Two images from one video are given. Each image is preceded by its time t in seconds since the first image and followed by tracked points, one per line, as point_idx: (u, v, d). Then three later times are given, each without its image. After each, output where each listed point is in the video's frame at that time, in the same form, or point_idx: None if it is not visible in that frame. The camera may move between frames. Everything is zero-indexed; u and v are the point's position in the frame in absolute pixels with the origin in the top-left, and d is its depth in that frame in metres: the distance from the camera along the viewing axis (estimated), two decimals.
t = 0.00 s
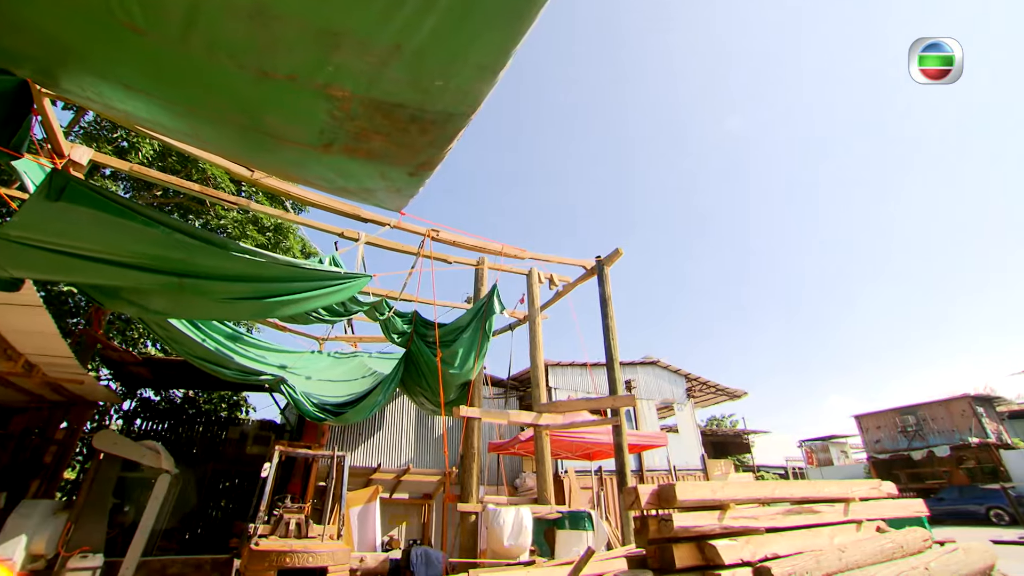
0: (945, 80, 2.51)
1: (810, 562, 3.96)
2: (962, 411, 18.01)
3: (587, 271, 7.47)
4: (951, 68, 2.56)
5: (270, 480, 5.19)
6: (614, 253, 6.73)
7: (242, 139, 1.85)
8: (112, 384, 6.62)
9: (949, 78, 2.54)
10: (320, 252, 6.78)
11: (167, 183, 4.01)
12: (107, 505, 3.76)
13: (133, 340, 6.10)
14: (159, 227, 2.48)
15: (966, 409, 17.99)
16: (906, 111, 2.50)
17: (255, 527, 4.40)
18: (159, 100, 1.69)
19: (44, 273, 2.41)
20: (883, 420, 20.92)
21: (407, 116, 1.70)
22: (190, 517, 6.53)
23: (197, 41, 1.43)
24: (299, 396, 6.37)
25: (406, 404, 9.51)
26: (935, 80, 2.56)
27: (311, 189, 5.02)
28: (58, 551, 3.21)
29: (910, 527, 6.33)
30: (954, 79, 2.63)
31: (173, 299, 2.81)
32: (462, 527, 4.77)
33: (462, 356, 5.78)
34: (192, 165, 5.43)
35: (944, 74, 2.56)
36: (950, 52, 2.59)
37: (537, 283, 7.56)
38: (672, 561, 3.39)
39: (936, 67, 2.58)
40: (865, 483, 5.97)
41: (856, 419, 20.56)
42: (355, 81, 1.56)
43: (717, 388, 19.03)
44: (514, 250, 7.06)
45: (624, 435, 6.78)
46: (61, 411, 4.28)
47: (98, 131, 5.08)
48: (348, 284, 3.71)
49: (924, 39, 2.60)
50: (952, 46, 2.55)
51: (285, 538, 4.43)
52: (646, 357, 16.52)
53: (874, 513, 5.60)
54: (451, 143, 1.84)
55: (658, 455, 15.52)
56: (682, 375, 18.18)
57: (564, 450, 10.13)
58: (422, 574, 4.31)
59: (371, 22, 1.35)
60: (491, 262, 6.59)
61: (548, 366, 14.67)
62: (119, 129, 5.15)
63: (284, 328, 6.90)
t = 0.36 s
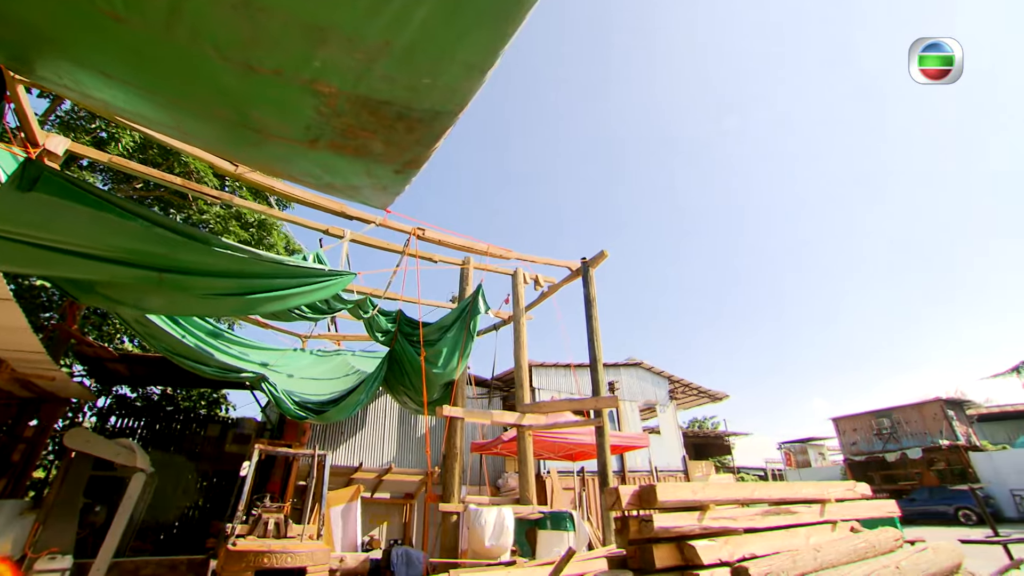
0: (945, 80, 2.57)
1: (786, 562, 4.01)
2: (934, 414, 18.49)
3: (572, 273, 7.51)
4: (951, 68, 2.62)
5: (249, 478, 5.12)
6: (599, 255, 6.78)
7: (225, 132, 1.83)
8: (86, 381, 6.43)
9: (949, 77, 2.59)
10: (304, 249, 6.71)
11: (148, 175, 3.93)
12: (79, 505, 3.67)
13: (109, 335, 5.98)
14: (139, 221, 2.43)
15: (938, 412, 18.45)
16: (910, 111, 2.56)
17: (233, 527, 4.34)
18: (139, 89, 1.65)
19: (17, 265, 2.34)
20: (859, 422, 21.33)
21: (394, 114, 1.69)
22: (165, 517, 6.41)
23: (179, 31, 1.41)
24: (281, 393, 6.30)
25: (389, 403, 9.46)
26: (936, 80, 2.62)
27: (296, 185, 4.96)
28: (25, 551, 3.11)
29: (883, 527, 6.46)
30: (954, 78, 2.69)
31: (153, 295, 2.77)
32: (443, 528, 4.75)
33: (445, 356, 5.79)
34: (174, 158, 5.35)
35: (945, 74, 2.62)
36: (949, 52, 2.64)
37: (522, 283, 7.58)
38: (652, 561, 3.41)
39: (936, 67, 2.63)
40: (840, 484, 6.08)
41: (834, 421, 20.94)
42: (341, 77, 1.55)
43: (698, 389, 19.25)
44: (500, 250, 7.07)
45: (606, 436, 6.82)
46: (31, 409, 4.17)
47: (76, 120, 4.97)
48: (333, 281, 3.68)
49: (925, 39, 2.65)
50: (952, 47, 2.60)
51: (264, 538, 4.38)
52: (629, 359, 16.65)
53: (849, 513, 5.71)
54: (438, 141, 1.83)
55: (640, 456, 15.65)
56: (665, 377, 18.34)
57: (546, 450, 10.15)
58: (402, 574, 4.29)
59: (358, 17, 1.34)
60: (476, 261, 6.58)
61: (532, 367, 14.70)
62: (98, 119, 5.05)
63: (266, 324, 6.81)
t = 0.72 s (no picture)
0: (945, 80, 2.54)
1: (758, 561, 4.08)
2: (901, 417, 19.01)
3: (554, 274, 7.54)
4: (951, 68, 2.59)
5: (223, 477, 5.02)
6: (581, 257, 6.81)
7: (203, 123, 1.79)
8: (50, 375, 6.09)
9: (949, 77, 2.56)
10: (284, 244, 6.63)
11: (123, 166, 3.83)
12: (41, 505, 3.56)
13: (77, 329, 5.80)
14: (113, 212, 2.36)
15: (906, 416, 18.99)
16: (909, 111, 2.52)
17: (205, 527, 4.25)
18: (113, 76, 1.61)
19: None
20: (832, 426, 21.78)
21: (378, 110, 1.67)
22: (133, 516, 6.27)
23: (156, 18, 1.37)
24: (257, 391, 6.20)
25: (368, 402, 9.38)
26: (936, 80, 2.59)
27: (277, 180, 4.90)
28: None
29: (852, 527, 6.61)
30: (954, 79, 2.66)
31: (125, 287, 2.71)
32: (420, 528, 4.73)
33: (425, 355, 5.73)
34: (150, 149, 5.23)
35: (945, 74, 2.59)
36: (950, 52, 2.61)
37: (503, 283, 7.58)
38: (627, 561, 3.44)
39: (936, 67, 2.61)
40: (811, 485, 6.21)
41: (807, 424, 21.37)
42: (324, 71, 1.53)
43: (677, 392, 19.48)
44: (483, 250, 7.05)
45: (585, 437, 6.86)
46: None
47: (46, 106, 4.80)
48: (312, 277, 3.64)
49: (925, 39, 2.63)
50: (953, 46, 2.57)
51: (236, 538, 4.31)
52: (609, 360, 16.76)
53: (819, 514, 5.83)
54: (422, 139, 1.83)
55: (618, 457, 15.77)
56: (644, 379, 18.51)
57: (525, 450, 10.17)
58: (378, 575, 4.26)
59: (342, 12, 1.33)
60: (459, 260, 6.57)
61: (512, 367, 14.70)
62: (70, 106, 4.90)
63: (244, 321, 6.71)
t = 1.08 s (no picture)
0: (947, 80, 2.48)
1: (727, 561, 4.16)
2: (868, 421, 19.68)
3: (534, 274, 7.57)
4: (952, 68, 2.53)
5: (191, 476, 4.91)
6: (561, 257, 6.85)
7: (177, 113, 1.75)
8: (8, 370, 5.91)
9: (950, 78, 2.50)
10: (261, 239, 6.52)
11: (93, 153, 3.72)
12: None
13: (39, 322, 5.62)
14: (79, 201, 2.28)
15: (872, 420, 19.59)
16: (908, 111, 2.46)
17: (170, 527, 4.14)
18: (84, 61, 1.56)
19: None
20: (801, 429, 22.29)
21: (359, 106, 1.66)
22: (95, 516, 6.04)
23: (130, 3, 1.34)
24: (229, 387, 6.09)
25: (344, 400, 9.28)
26: (935, 80, 2.54)
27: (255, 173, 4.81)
28: None
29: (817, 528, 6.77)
30: (953, 79, 2.60)
31: (92, 278, 2.64)
32: (394, 529, 4.68)
33: (403, 354, 5.71)
34: (123, 137, 5.10)
35: (945, 74, 2.53)
36: (950, 52, 2.55)
37: (483, 283, 7.58)
38: (600, 562, 3.47)
39: (937, 67, 2.55)
40: (781, 487, 6.34)
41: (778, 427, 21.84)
42: (305, 64, 1.51)
43: (652, 394, 19.72)
44: (463, 250, 7.04)
45: (560, 438, 6.89)
46: None
47: (10, 89, 4.64)
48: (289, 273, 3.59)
49: (925, 39, 2.57)
50: (953, 46, 2.51)
51: (204, 539, 4.21)
52: (587, 362, 16.89)
53: (787, 515, 5.96)
54: (403, 137, 1.82)
55: (593, 458, 15.91)
56: (621, 381, 18.68)
57: (500, 451, 10.17)
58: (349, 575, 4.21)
59: (325, 5, 1.31)
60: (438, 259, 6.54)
61: (490, 367, 14.71)
62: (36, 89, 4.74)
63: (217, 315, 6.58)
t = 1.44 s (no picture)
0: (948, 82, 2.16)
1: (693, 561, 4.23)
2: (832, 425, 20.39)
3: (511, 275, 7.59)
4: (953, 68, 2.20)
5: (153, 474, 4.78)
6: (538, 259, 6.88)
7: (147, 98, 1.70)
8: None
9: (951, 79, 2.18)
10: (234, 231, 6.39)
11: (57, 138, 3.60)
12: None
13: None
14: (40, 186, 2.20)
15: (836, 424, 20.30)
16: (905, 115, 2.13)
17: (127, 527, 4.03)
18: (48, 41, 1.51)
19: None
20: (769, 432, 22.80)
21: (338, 99, 1.65)
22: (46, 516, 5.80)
23: None
24: (196, 382, 5.96)
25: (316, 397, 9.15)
26: (935, 80, 2.21)
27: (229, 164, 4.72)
28: None
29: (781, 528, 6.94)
30: (954, 81, 2.28)
31: (51, 267, 2.55)
32: (363, 529, 4.63)
33: (376, 352, 5.72)
34: (89, 122, 4.94)
35: (945, 74, 2.20)
36: (951, 52, 2.22)
37: (459, 283, 7.57)
38: (569, 562, 3.49)
39: (937, 67, 2.23)
40: (748, 488, 6.48)
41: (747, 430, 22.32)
42: (283, 55, 1.48)
43: (625, 396, 19.94)
44: (440, 248, 7.02)
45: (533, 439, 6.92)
46: None
47: None
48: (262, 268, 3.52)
49: (925, 38, 2.24)
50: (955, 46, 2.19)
51: (165, 540, 4.12)
52: (561, 363, 16.98)
53: (753, 516, 6.10)
54: (383, 134, 1.82)
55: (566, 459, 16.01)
56: (594, 383, 18.82)
57: (472, 450, 10.16)
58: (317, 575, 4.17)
59: None
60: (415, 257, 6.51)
61: (464, 367, 14.67)
62: None
63: (187, 309, 6.43)
